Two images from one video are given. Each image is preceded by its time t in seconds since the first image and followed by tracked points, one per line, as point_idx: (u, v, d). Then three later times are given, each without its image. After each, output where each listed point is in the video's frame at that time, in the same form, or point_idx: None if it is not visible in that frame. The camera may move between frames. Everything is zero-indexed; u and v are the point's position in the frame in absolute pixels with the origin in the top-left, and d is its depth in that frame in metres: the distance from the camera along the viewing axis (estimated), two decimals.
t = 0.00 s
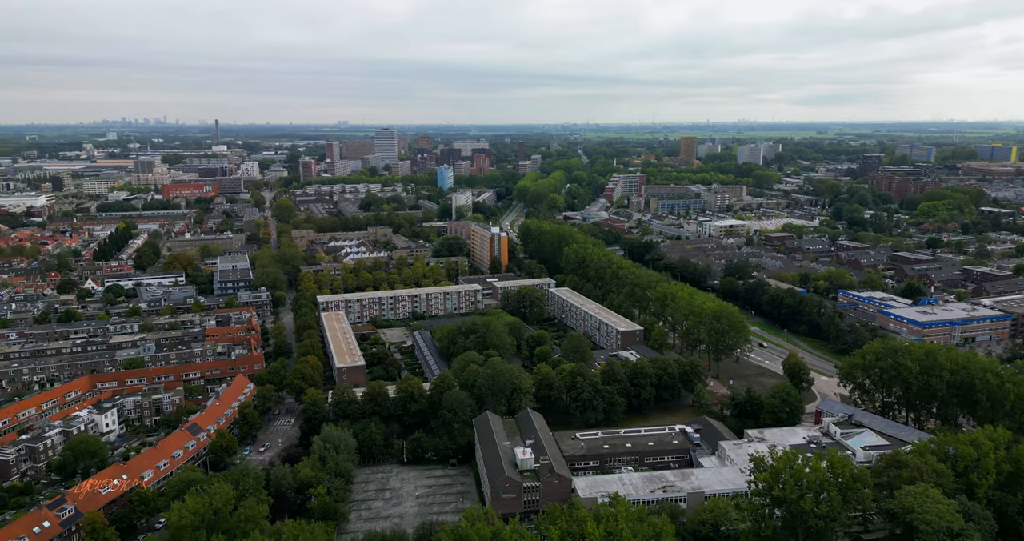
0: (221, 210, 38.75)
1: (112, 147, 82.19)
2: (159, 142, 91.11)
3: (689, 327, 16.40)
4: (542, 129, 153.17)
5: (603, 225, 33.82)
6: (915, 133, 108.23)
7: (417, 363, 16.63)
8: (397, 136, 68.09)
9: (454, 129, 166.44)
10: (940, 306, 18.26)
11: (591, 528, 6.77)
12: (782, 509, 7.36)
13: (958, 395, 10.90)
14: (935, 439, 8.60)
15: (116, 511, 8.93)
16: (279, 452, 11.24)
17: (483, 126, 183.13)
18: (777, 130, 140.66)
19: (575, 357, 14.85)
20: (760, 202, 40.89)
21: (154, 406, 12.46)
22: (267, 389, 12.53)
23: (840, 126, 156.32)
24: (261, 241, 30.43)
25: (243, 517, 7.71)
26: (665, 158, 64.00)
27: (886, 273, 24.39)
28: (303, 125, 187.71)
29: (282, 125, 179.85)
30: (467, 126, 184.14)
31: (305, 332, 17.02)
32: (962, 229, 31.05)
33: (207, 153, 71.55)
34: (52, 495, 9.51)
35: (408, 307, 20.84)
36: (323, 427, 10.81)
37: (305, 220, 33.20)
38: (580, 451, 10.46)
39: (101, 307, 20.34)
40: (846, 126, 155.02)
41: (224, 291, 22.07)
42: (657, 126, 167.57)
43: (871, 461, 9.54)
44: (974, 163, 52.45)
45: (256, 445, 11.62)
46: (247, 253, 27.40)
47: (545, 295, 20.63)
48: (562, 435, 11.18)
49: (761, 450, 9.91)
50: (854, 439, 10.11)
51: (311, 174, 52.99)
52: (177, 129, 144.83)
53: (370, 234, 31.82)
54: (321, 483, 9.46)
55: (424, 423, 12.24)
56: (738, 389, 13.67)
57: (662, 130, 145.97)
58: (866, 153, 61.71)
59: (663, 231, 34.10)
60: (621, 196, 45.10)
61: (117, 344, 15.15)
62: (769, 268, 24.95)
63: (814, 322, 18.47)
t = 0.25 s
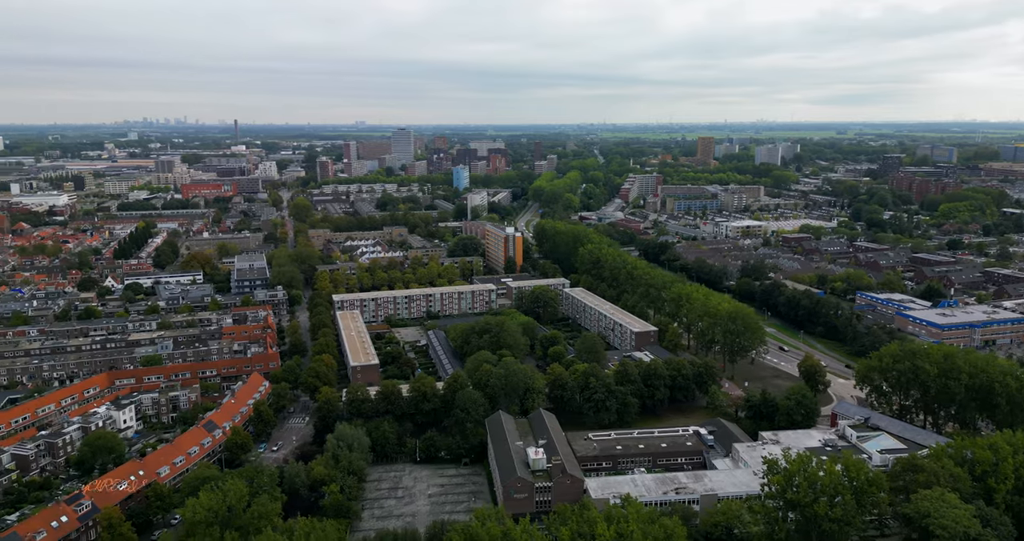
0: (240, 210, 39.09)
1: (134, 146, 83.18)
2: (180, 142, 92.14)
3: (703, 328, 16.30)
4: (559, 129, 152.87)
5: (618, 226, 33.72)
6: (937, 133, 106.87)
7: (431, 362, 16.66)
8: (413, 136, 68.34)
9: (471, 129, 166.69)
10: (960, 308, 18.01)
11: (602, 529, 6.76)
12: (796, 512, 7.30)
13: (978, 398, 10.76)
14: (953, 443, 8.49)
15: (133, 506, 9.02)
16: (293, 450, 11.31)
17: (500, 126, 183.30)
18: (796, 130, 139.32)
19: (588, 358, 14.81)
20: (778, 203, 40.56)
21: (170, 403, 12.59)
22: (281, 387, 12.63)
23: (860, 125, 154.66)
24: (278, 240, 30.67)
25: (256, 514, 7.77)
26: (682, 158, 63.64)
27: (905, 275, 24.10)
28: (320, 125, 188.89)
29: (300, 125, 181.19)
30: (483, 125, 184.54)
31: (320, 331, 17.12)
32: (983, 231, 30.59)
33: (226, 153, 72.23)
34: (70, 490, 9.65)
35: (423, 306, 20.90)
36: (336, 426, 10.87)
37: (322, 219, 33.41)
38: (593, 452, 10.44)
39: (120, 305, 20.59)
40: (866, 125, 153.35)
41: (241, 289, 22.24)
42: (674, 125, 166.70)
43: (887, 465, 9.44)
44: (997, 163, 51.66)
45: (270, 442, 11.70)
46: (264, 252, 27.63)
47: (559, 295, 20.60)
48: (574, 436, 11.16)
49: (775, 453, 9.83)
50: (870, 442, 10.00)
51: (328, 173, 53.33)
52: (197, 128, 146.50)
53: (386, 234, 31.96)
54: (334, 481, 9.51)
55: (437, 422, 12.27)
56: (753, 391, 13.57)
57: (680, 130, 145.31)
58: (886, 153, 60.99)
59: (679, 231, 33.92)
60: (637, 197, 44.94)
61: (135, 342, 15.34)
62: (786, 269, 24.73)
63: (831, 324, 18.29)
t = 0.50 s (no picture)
0: (260, 209, 39.48)
1: (157, 146, 84.28)
2: (202, 142, 93.22)
3: (721, 329, 16.19)
4: (578, 129, 152.47)
5: (636, 226, 33.58)
6: (963, 134, 105.20)
7: (447, 361, 16.71)
8: (432, 136, 68.56)
9: (489, 129, 166.82)
10: (984, 311, 17.72)
11: (614, 530, 6.75)
12: (812, 516, 7.23)
13: (1000, 403, 10.59)
14: (973, 448, 8.37)
15: (151, 501, 9.14)
16: (309, 448, 11.38)
17: (518, 126, 183.41)
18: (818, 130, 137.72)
19: (604, 358, 14.77)
20: (798, 203, 40.16)
21: (189, 400, 12.74)
22: (298, 385, 12.76)
23: (883, 125, 152.66)
24: (297, 239, 30.92)
25: (271, 510, 7.84)
26: (701, 158, 63.23)
27: (928, 277, 23.76)
28: (342, 125, 190.12)
29: (320, 125, 182.68)
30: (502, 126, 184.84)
31: (337, 330, 17.23)
32: (1009, 233, 30.07)
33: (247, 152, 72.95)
34: (90, 484, 9.79)
35: (439, 306, 20.96)
36: (352, 424, 10.93)
37: (340, 219, 33.63)
38: (607, 453, 10.41)
39: (142, 303, 20.89)
40: (889, 125, 151.36)
41: (260, 288, 22.45)
42: (698, 126, 165.81)
43: (905, 470, 9.32)
44: None
45: (287, 440, 11.79)
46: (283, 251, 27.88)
47: (576, 296, 20.56)
48: (589, 437, 11.14)
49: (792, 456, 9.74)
50: (889, 446, 9.87)
51: (348, 173, 53.68)
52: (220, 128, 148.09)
53: (404, 234, 32.10)
54: (349, 479, 9.58)
55: (452, 421, 12.30)
56: (770, 393, 13.45)
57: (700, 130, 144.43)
58: (910, 153, 60.15)
59: (697, 232, 33.71)
60: (656, 197, 44.73)
61: (156, 339, 15.55)
62: (805, 270, 24.49)
63: (851, 326, 18.07)
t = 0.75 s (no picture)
0: (278, 208, 39.81)
1: (176, 146, 85.15)
2: (220, 142, 94.09)
3: (736, 331, 16.09)
4: (594, 129, 152.04)
5: (652, 226, 33.45)
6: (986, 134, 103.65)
7: (460, 360, 16.75)
8: (448, 136, 68.73)
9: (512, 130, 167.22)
10: (1005, 314, 17.44)
11: (625, 531, 6.74)
12: (825, 520, 7.17)
13: (1020, 407, 10.44)
14: (990, 452, 8.26)
15: (167, 498, 9.25)
16: (323, 446, 11.46)
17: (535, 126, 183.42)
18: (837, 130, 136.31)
19: (617, 359, 14.73)
20: (817, 204, 39.78)
21: (206, 397, 12.88)
22: (313, 383, 12.91)
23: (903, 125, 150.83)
24: (313, 238, 31.15)
25: (284, 508, 7.91)
26: (718, 158, 62.86)
27: (948, 279, 23.45)
28: (359, 125, 191.30)
29: (338, 125, 184.12)
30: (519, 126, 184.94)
31: (352, 329, 17.33)
32: None
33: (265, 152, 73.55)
34: (107, 480, 9.92)
35: (454, 306, 21.01)
36: (365, 423, 10.99)
37: (357, 218, 33.79)
38: (619, 454, 10.38)
39: (160, 301, 21.13)
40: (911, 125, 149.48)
41: (276, 286, 22.63)
42: (715, 126, 164.85)
43: (922, 474, 9.21)
44: None
45: (302, 437, 11.88)
46: (300, 250, 28.08)
47: (590, 296, 20.53)
48: (601, 437, 11.11)
49: (806, 459, 9.65)
50: (905, 449, 9.75)
51: (364, 173, 53.96)
52: (238, 128, 149.32)
53: (420, 233, 32.21)
54: (362, 477, 9.63)
55: (465, 421, 12.32)
56: (785, 395, 13.35)
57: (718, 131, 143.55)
58: (932, 154, 59.34)
59: (714, 232, 33.51)
60: (672, 197, 44.53)
61: (173, 337, 15.74)
62: (823, 271, 24.26)
63: (869, 328, 17.88)
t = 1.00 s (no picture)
0: (297, 208, 40.13)
1: (198, 146, 86.06)
2: (241, 141, 94.98)
3: (753, 333, 15.95)
4: (614, 130, 151.40)
5: (670, 227, 33.26)
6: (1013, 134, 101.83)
7: (476, 360, 16.77)
8: (466, 136, 68.84)
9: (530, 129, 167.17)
10: None
11: (637, 533, 6.72)
12: (842, 525, 7.09)
13: None
14: (1012, 458, 8.12)
15: (184, 493, 9.37)
16: (339, 444, 11.54)
17: (553, 126, 183.16)
18: (859, 129, 134.67)
19: (633, 360, 14.66)
20: (838, 205, 39.31)
21: (224, 394, 13.02)
22: (329, 382, 12.99)
23: (927, 125, 148.64)
24: (332, 237, 31.36)
25: (299, 505, 7.97)
26: (738, 158, 62.38)
27: (972, 281, 23.06)
28: (378, 125, 192.35)
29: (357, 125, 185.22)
30: (537, 126, 184.85)
31: (369, 328, 17.42)
32: None
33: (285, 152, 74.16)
34: (127, 475, 10.06)
35: (470, 305, 21.04)
36: (380, 421, 11.04)
37: (375, 218, 33.97)
38: (634, 456, 10.34)
39: (181, 299, 21.39)
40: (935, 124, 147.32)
41: (295, 285, 22.80)
42: (735, 126, 163.57)
43: (942, 479, 9.08)
44: None
45: (318, 435, 11.97)
46: (318, 250, 28.30)
47: (606, 296, 20.46)
48: (616, 438, 11.07)
49: (824, 462, 9.55)
50: (925, 454, 9.61)
51: (383, 173, 54.25)
52: (265, 128, 151.33)
53: (438, 233, 32.30)
54: (376, 475, 9.68)
55: (480, 420, 12.34)
56: (803, 398, 13.22)
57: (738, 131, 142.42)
58: (957, 154, 58.39)
59: (732, 233, 33.25)
60: (691, 198, 44.25)
61: (193, 334, 15.93)
62: (843, 273, 23.97)
63: (890, 331, 17.64)
